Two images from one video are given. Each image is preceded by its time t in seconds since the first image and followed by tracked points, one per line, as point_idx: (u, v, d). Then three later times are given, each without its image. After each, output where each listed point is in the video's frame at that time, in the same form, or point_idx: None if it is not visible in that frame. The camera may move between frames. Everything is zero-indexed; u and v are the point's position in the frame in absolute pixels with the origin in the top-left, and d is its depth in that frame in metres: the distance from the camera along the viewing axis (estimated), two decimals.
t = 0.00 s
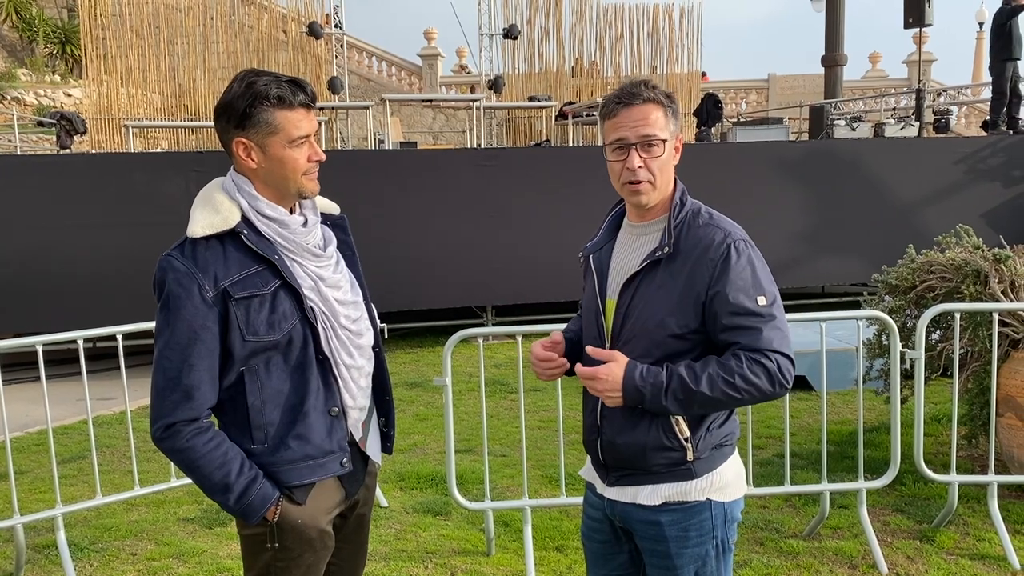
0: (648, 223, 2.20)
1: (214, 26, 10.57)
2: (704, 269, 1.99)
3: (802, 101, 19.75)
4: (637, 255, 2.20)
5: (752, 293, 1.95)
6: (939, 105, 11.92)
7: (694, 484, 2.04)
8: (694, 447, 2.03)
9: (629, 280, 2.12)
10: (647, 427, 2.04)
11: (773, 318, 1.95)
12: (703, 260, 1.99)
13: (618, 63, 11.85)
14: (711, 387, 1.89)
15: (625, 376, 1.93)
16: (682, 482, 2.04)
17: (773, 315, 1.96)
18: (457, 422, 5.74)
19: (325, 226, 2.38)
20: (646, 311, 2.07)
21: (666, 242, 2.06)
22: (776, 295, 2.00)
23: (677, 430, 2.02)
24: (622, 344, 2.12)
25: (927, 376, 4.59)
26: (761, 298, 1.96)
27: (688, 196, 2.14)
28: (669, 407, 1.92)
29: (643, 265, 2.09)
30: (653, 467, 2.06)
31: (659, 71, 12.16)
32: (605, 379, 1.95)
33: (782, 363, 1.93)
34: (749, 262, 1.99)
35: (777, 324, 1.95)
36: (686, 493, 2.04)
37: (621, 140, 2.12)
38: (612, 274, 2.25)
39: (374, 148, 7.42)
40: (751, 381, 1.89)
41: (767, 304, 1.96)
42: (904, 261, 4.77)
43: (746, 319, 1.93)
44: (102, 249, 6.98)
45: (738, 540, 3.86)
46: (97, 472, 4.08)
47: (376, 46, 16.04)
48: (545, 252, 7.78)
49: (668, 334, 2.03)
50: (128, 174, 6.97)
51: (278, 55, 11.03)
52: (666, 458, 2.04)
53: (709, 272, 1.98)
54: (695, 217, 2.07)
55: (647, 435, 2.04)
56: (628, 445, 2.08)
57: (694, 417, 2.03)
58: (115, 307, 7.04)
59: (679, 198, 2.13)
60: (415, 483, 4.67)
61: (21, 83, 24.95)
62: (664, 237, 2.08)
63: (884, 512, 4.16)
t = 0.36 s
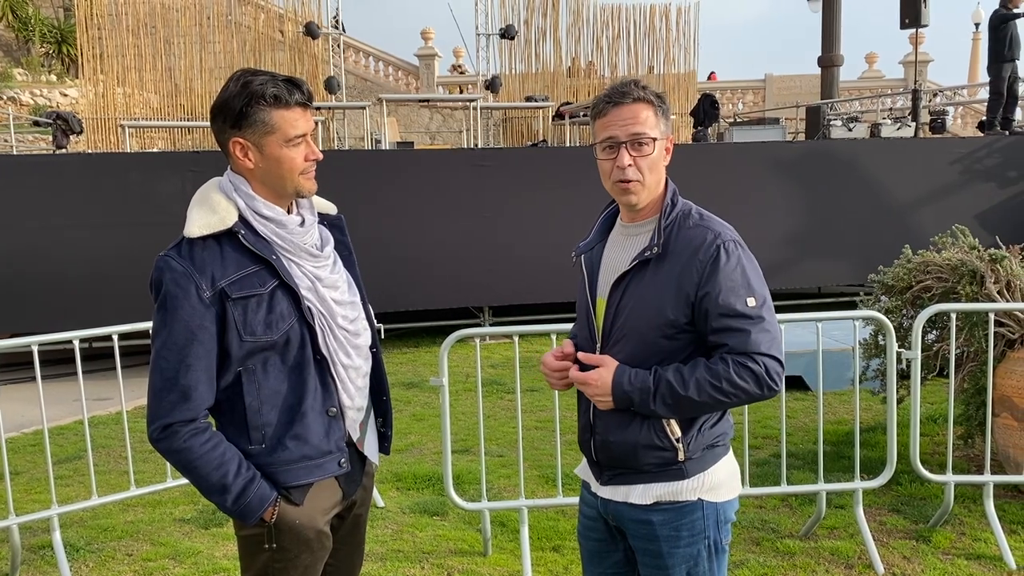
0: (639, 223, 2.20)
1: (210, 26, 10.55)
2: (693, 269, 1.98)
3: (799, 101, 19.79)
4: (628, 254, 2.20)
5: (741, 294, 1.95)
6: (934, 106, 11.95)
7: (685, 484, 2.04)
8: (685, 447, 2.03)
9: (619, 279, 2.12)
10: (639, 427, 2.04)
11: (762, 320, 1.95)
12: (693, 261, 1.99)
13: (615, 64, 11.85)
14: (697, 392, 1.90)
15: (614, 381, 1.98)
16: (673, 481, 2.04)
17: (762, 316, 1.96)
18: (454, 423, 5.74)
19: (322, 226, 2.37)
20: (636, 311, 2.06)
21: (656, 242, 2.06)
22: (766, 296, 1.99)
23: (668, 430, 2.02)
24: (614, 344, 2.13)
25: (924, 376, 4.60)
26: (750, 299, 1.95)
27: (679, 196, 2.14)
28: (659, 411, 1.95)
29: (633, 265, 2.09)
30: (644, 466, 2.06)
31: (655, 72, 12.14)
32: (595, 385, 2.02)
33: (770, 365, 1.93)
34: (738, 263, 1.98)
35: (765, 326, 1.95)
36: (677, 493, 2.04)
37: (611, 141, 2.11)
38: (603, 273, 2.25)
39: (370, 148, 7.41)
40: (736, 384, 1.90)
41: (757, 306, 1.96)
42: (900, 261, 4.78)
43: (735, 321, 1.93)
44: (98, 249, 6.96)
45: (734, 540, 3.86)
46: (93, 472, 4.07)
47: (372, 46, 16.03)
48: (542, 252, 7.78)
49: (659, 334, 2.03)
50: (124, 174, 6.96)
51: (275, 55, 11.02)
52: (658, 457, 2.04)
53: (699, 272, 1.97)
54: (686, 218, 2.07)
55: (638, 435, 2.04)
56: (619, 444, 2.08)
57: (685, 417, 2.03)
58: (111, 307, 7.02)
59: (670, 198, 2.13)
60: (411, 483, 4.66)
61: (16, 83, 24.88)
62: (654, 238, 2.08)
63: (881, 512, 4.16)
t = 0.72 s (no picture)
0: (637, 223, 2.20)
1: (208, 25, 10.54)
2: (692, 269, 1.98)
3: (796, 101, 19.82)
4: (626, 254, 2.20)
5: (739, 294, 1.94)
6: (932, 106, 11.97)
7: (684, 484, 2.03)
8: (684, 447, 2.03)
9: (617, 279, 2.11)
10: (637, 427, 2.03)
11: (760, 320, 1.95)
12: (692, 260, 1.98)
13: (613, 63, 11.84)
14: (696, 393, 1.90)
15: (611, 382, 1.98)
16: (672, 482, 2.04)
17: (760, 316, 1.95)
18: (452, 423, 5.74)
19: (319, 225, 2.36)
20: (635, 311, 2.05)
21: (654, 241, 2.06)
22: (764, 296, 1.99)
23: (666, 430, 2.01)
24: (612, 344, 2.12)
25: (922, 376, 4.60)
26: (748, 298, 1.95)
27: (677, 196, 2.13)
28: (657, 411, 1.95)
29: (631, 265, 2.08)
30: (643, 466, 2.06)
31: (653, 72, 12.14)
32: (593, 385, 2.02)
33: (768, 365, 1.93)
34: (736, 263, 1.98)
35: (763, 326, 1.95)
36: (676, 493, 2.04)
37: (608, 141, 2.11)
38: (600, 272, 2.25)
39: (367, 148, 7.40)
40: (734, 384, 1.89)
41: (755, 305, 1.96)
42: (898, 261, 4.78)
43: (733, 321, 1.92)
44: (95, 248, 6.95)
45: (732, 540, 3.85)
46: (90, 473, 4.06)
47: (370, 46, 16.01)
48: (540, 252, 7.77)
49: (658, 334, 2.02)
50: (121, 173, 6.94)
51: (272, 55, 11.00)
52: (656, 457, 2.03)
53: (697, 272, 1.97)
54: (684, 217, 2.07)
55: (636, 434, 2.04)
56: (618, 444, 2.08)
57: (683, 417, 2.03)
58: (108, 307, 7.01)
59: (667, 198, 2.13)
60: (409, 483, 4.66)
61: (13, 82, 24.82)
62: (652, 237, 2.07)
63: (879, 511, 4.16)
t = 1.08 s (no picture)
0: (636, 222, 2.20)
1: (205, 25, 10.53)
2: (692, 269, 1.98)
3: (793, 101, 19.84)
4: (626, 254, 2.20)
5: (740, 294, 1.95)
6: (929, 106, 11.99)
7: (684, 484, 2.04)
8: (684, 447, 2.03)
9: (617, 279, 2.12)
10: (638, 427, 2.04)
11: (761, 321, 1.95)
12: (692, 260, 1.99)
13: (611, 64, 11.84)
14: (696, 393, 1.90)
15: (612, 382, 1.99)
16: (672, 481, 2.04)
17: (760, 317, 1.95)
18: (449, 423, 5.73)
19: (317, 225, 2.36)
20: (635, 310, 2.05)
21: (655, 241, 2.06)
22: (764, 296, 1.99)
23: (666, 430, 2.02)
24: (611, 344, 2.13)
25: (919, 376, 4.61)
26: (748, 299, 1.95)
27: (677, 197, 2.14)
28: (657, 411, 1.95)
29: (631, 265, 2.08)
30: (642, 466, 2.06)
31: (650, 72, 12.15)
32: (593, 385, 2.02)
33: (768, 365, 1.93)
34: (737, 263, 1.98)
35: (764, 326, 1.95)
36: (676, 493, 2.04)
37: (609, 141, 2.11)
38: (600, 272, 2.25)
39: (365, 148, 7.40)
40: (735, 384, 1.90)
41: (756, 306, 1.96)
42: (895, 261, 4.79)
43: (734, 321, 1.93)
44: (92, 248, 6.93)
45: (729, 540, 3.85)
46: (87, 472, 4.06)
47: (367, 46, 15.98)
48: (537, 252, 7.77)
49: (658, 334, 2.02)
50: (118, 173, 6.93)
51: (270, 54, 10.98)
52: (656, 457, 2.04)
53: (698, 272, 1.97)
54: (684, 218, 2.07)
55: (636, 434, 2.04)
56: (618, 444, 2.08)
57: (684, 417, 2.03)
58: (105, 307, 7.00)
59: (667, 198, 2.13)
60: (407, 483, 4.65)
61: (10, 81, 24.71)
62: (653, 237, 2.08)
63: (876, 511, 4.17)
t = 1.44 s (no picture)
0: (637, 222, 2.20)
1: (203, 24, 10.52)
2: (692, 269, 1.98)
3: (792, 101, 19.86)
4: (626, 254, 2.20)
5: (740, 294, 1.95)
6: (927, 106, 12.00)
7: (682, 483, 2.04)
8: (682, 446, 2.03)
9: (616, 279, 2.12)
10: (636, 425, 2.04)
11: (760, 320, 1.95)
12: (692, 260, 1.99)
13: (609, 63, 11.84)
14: (695, 392, 1.91)
15: (611, 380, 1.99)
16: (670, 481, 2.04)
17: (760, 316, 1.96)
18: (447, 422, 5.73)
19: (315, 226, 2.36)
20: (635, 309, 2.06)
21: (654, 241, 2.06)
22: (764, 296, 1.99)
23: (666, 429, 2.02)
24: (611, 342, 2.13)
25: (916, 376, 4.62)
26: (748, 298, 1.95)
27: (678, 197, 2.14)
28: (656, 410, 1.95)
29: (630, 264, 2.09)
30: (641, 465, 2.06)
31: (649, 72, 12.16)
32: (592, 384, 2.02)
33: (767, 364, 1.93)
34: (737, 263, 1.98)
35: (762, 326, 1.95)
36: (674, 492, 2.04)
37: (610, 141, 2.11)
38: (599, 271, 2.25)
39: (363, 147, 7.39)
40: (734, 383, 1.90)
41: (755, 305, 1.96)
42: (892, 261, 4.79)
43: (733, 320, 1.93)
44: (89, 248, 6.92)
45: (727, 539, 3.86)
46: (84, 472, 4.05)
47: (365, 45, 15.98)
48: (536, 252, 7.77)
49: (658, 333, 2.03)
50: (115, 172, 6.92)
51: (268, 54, 10.97)
52: (655, 456, 2.04)
53: (697, 271, 1.97)
54: (684, 217, 2.07)
55: (635, 433, 2.04)
56: (617, 443, 2.08)
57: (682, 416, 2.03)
58: (103, 306, 6.99)
59: (667, 198, 2.13)
60: (405, 483, 4.65)
61: (7, 80, 24.65)
62: (652, 237, 2.08)
63: (873, 511, 4.17)
